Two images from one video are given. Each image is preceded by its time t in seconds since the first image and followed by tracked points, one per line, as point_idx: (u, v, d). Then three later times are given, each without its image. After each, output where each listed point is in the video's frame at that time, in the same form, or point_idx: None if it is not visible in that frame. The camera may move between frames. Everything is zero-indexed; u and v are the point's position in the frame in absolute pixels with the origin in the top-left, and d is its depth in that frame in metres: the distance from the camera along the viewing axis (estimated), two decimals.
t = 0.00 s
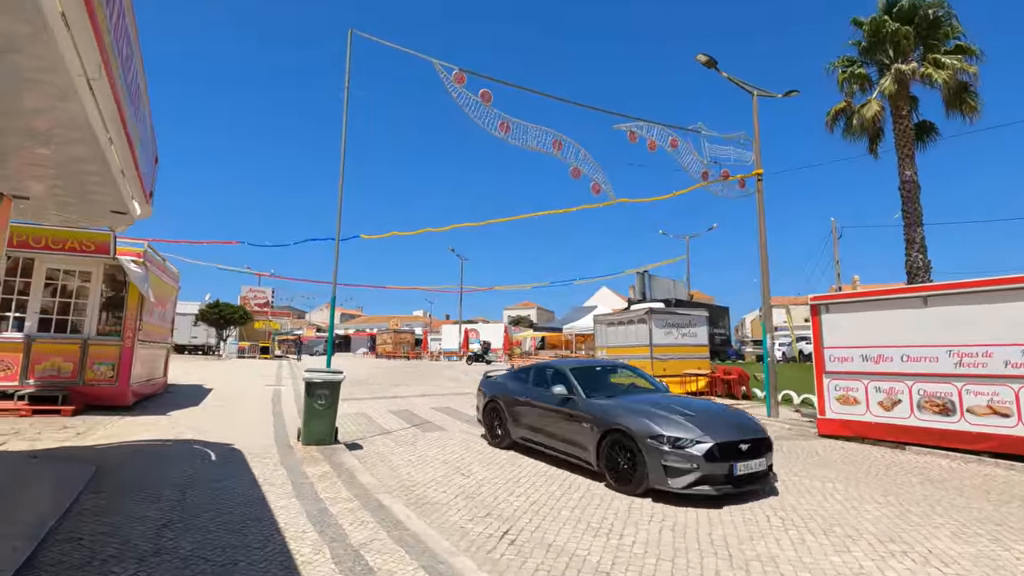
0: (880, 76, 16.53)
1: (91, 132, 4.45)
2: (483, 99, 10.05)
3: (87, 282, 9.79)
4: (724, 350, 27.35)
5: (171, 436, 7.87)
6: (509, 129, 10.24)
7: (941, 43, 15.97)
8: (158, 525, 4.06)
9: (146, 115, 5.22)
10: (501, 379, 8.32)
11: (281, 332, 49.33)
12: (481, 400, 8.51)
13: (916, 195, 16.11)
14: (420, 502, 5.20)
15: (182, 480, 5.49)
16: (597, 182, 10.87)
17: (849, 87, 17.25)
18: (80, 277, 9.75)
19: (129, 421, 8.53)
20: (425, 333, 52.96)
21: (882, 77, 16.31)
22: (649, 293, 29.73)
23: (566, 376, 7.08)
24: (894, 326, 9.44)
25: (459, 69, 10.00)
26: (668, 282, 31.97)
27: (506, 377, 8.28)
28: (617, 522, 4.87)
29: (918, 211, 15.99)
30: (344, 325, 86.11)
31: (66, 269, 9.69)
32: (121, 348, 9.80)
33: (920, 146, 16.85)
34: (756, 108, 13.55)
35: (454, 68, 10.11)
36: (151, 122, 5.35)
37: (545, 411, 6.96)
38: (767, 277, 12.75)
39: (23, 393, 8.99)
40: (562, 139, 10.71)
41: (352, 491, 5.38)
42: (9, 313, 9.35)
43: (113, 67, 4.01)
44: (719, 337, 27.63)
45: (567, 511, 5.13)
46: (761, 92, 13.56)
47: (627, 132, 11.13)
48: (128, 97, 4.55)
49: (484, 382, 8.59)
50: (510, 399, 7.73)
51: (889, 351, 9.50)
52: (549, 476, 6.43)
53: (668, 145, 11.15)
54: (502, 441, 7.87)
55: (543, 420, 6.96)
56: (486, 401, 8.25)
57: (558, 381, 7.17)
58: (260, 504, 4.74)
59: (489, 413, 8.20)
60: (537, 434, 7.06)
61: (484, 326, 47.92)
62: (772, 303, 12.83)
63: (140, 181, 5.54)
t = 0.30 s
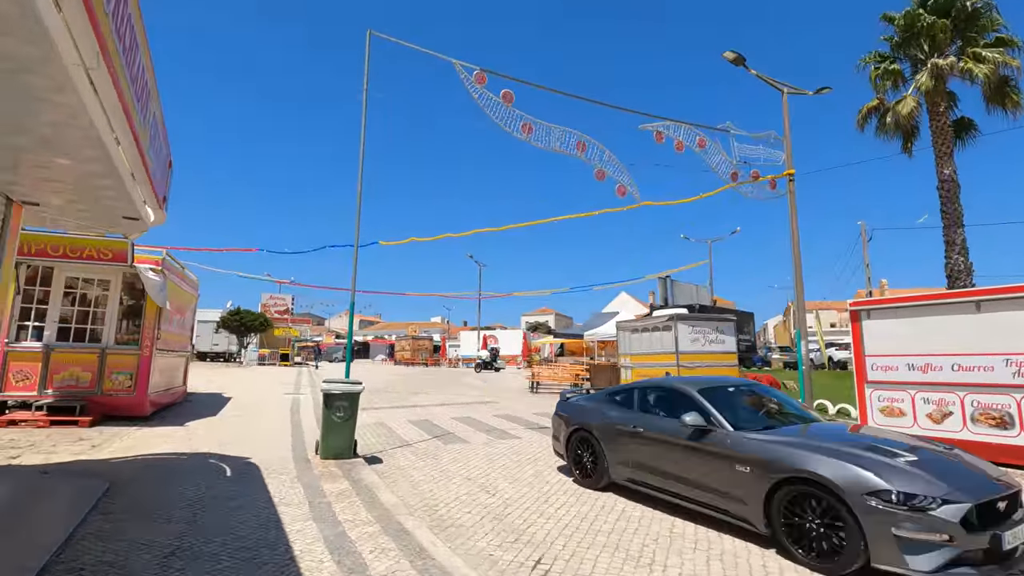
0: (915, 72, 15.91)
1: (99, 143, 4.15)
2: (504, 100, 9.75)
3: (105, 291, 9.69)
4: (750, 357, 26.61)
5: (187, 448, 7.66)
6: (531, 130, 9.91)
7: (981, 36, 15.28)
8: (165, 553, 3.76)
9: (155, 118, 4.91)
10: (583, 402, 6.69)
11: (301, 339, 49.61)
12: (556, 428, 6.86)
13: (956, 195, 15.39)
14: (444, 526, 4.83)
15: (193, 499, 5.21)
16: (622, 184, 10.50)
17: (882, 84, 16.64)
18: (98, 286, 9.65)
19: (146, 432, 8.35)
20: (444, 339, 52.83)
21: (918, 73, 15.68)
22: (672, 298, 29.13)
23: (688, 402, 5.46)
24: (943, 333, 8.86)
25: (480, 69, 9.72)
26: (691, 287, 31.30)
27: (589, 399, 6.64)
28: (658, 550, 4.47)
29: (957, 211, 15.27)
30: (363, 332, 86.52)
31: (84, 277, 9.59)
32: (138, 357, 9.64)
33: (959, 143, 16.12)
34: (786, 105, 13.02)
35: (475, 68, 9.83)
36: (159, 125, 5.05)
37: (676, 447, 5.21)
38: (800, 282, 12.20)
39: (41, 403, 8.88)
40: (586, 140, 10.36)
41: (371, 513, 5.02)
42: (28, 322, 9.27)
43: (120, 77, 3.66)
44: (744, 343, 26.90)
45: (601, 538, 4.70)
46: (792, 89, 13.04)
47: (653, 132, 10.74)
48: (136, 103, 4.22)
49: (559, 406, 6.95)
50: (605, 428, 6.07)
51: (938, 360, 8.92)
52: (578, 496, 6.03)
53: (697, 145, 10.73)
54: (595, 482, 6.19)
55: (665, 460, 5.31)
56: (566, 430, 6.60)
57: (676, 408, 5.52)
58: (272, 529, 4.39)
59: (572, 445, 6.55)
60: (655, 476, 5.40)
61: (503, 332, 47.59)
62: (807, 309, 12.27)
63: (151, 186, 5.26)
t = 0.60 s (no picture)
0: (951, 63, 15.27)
1: (102, 131, 3.87)
2: (525, 94, 9.46)
3: (122, 293, 9.57)
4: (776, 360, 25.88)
5: (202, 454, 7.45)
6: (553, 125, 9.61)
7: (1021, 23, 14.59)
8: (170, 571, 3.50)
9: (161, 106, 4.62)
10: (715, 426, 5.04)
11: (319, 343, 49.83)
12: (681, 460, 5.18)
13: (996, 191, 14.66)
14: (470, 541, 4.49)
15: (205, 510, 4.96)
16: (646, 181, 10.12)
17: (915, 77, 16.03)
18: (115, 288, 9.55)
19: (161, 437, 8.19)
20: (461, 344, 52.65)
21: (954, 63, 15.04)
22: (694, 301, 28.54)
23: (905, 430, 3.83)
24: (994, 334, 8.31)
25: (500, 63, 9.43)
26: (713, 290, 30.62)
27: (725, 421, 4.99)
28: (698, 569, 4.09)
29: (999, 206, 14.55)
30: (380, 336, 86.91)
31: (101, 279, 9.50)
32: (154, 360, 9.51)
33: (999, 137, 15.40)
34: (817, 98, 12.52)
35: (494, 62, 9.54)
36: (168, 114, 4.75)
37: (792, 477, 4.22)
38: (834, 282, 11.67)
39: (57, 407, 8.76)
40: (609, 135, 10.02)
41: (392, 526, 4.72)
42: (45, 325, 9.17)
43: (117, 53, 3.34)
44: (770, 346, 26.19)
45: (642, 556, 4.33)
46: (823, 82, 12.54)
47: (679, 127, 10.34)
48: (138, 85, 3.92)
49: (680, 429, 5.30)
50: (768, 464, 4.38)
51: (988, 363, 8.35)
52: (612, 508, 5.65)
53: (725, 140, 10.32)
54: (755, 534, 4.49)
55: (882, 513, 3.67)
56: (698, 463, 4.95)
57: (884, 435, 3.91)
58: (287, 545, 4.11)
59: (708, 483, 4.88)
60: (856, 532, 3.80)
61: (520, 336, 47.27)
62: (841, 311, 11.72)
63: (161, 181, 4.99)
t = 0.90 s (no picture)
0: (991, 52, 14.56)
1: (98, 119, 3.60)
2: (546, 88, 9.10)
3: (136, 295, 9.39)
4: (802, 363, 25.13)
5: (214, 462, 7.19)
6: (575, 118, 9.22)
7: None
8: None
9: (165, 94, 4.28)
10: (961, 472, 3.32)
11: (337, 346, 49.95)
12: (935, 532, 3.23)
13: None
14: (481, 543, 4.54)
15: (214, 526, 4.66)
16: (673, 176, 9.71)
17: (951, 67, 15.34)
18: (129, 291, 9.38)
19: (174, 444, 7.96)
20: (478, 346, 52.39)
21: (995, 53, 14.33)
22: (717, 302, 27.88)
23: None
24: None
25: (520, 55, 9.09)
26: (736, 291, 29.88)
27: (991, 469, 3.21)
28: None
29: None
30: (397, 338, 87.15)
31: (115, 282, 9.33)
32: (168, 364, 9.31)
33: None
34: (850, 90, 11.96)
35: (514, 54, 9.20)
36: (175, 104, 4.43)
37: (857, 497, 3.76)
38: (871, 281, 11.10)
39: (70, 413, 8.60)
40: (633, 129, 9.59)
41: (401, 524, 4.83)
42: (59, 329, 9.01)
43: (104, 17, 2.99)
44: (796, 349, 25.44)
45: (652, 555, 4.44)
46: (857, 72, 11.98)
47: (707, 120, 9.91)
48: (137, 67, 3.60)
49: (912, 475, 3.50)
50: None
51: None
52: (619, 508, 5.68)
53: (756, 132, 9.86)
54: None
55: None
56: (970, 542, 3.02)
57: None
58: (300, 545, 4.27)
59: None
60: None
61: (537, 338, 46.83)
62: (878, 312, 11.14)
63: (167, 177, 4.65)
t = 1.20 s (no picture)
0: None
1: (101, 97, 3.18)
2: (571, 77, 8.75)
3: (153, 296, 9.24)
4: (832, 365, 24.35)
5: (230, 465, 6.94)
6: (600, 109, 8.84)
7: None
8: None
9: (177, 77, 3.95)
10: None
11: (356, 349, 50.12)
12: None
13: None
14: (481, 544, 4.71)
15: (226, 536, 4.40)
16: (703, 168, 9.28)
17: (993, 54, 14.63)
18: (146, 291, 9.24)
19: (189, 447, 7.73)
20: (497, 349, 52.14)
21: None
22: (741, 303, 27.21)
23: None
24: None
25: (543, 44, 8.75)
26: (761, 291, 29.14)
27: None
28: None
29: None
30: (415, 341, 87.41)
31: (132, 282, 9.19)
32: (185, 366, 9.13)
33: None
34: (888, 77, 11.40)
35: (537, 43, 8.86)
36: (186, 88, 4.11)
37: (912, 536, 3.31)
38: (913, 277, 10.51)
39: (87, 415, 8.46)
40: (661, 119, 9.19)
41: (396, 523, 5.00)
42: (76, 329, 8.89)
43: None
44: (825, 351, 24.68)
45: (651, 555, 4.55)
46: (895, 58, 11.41)
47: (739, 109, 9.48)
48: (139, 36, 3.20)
49: None
50: None
51: None
52: (619, 508, 5.80)
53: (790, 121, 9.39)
54: None
55: None
56: None
57: None
58: (308, 544, 4.39)
59: None
60: None
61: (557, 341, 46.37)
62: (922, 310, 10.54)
63: (175, 164, 4.32)
